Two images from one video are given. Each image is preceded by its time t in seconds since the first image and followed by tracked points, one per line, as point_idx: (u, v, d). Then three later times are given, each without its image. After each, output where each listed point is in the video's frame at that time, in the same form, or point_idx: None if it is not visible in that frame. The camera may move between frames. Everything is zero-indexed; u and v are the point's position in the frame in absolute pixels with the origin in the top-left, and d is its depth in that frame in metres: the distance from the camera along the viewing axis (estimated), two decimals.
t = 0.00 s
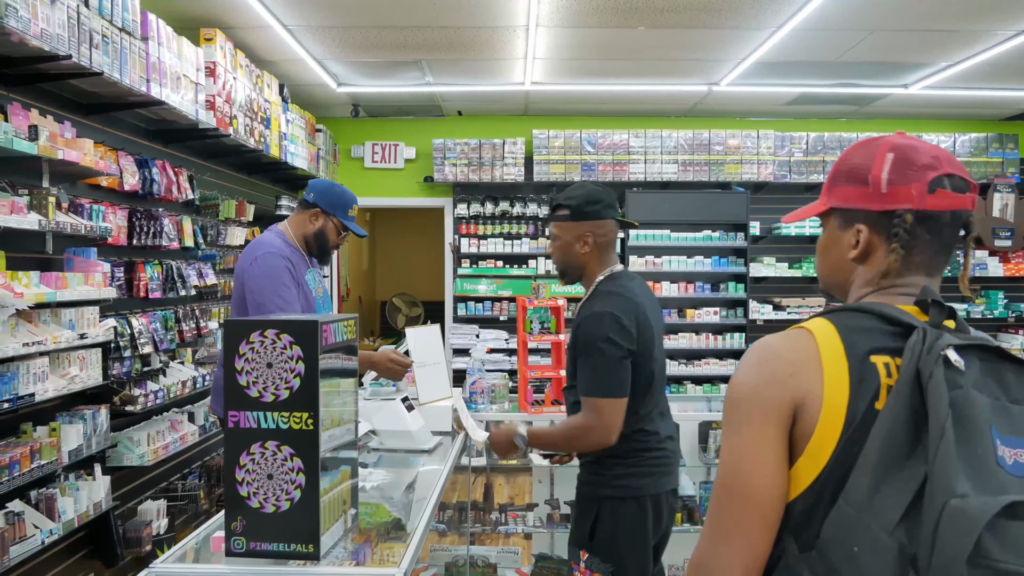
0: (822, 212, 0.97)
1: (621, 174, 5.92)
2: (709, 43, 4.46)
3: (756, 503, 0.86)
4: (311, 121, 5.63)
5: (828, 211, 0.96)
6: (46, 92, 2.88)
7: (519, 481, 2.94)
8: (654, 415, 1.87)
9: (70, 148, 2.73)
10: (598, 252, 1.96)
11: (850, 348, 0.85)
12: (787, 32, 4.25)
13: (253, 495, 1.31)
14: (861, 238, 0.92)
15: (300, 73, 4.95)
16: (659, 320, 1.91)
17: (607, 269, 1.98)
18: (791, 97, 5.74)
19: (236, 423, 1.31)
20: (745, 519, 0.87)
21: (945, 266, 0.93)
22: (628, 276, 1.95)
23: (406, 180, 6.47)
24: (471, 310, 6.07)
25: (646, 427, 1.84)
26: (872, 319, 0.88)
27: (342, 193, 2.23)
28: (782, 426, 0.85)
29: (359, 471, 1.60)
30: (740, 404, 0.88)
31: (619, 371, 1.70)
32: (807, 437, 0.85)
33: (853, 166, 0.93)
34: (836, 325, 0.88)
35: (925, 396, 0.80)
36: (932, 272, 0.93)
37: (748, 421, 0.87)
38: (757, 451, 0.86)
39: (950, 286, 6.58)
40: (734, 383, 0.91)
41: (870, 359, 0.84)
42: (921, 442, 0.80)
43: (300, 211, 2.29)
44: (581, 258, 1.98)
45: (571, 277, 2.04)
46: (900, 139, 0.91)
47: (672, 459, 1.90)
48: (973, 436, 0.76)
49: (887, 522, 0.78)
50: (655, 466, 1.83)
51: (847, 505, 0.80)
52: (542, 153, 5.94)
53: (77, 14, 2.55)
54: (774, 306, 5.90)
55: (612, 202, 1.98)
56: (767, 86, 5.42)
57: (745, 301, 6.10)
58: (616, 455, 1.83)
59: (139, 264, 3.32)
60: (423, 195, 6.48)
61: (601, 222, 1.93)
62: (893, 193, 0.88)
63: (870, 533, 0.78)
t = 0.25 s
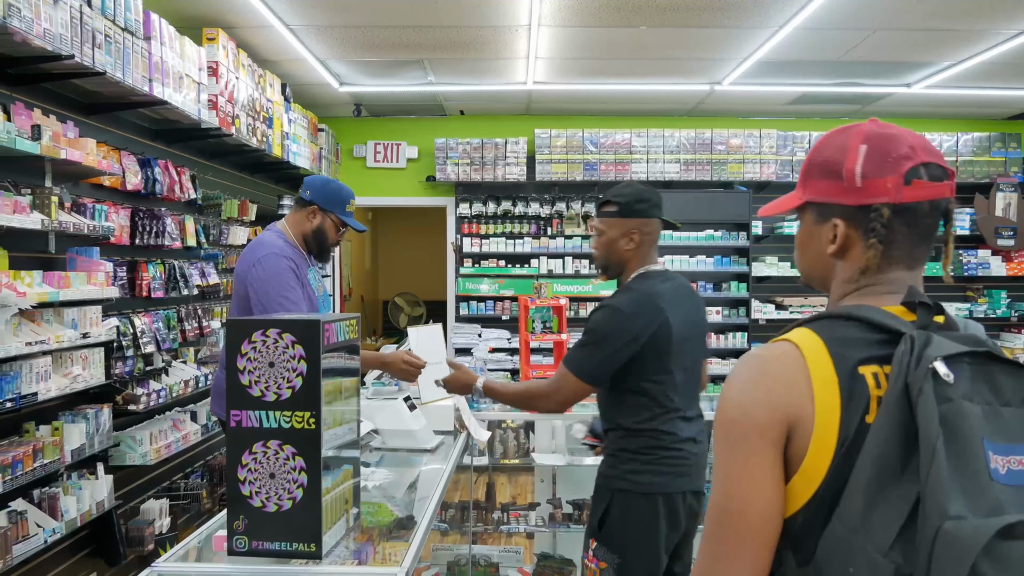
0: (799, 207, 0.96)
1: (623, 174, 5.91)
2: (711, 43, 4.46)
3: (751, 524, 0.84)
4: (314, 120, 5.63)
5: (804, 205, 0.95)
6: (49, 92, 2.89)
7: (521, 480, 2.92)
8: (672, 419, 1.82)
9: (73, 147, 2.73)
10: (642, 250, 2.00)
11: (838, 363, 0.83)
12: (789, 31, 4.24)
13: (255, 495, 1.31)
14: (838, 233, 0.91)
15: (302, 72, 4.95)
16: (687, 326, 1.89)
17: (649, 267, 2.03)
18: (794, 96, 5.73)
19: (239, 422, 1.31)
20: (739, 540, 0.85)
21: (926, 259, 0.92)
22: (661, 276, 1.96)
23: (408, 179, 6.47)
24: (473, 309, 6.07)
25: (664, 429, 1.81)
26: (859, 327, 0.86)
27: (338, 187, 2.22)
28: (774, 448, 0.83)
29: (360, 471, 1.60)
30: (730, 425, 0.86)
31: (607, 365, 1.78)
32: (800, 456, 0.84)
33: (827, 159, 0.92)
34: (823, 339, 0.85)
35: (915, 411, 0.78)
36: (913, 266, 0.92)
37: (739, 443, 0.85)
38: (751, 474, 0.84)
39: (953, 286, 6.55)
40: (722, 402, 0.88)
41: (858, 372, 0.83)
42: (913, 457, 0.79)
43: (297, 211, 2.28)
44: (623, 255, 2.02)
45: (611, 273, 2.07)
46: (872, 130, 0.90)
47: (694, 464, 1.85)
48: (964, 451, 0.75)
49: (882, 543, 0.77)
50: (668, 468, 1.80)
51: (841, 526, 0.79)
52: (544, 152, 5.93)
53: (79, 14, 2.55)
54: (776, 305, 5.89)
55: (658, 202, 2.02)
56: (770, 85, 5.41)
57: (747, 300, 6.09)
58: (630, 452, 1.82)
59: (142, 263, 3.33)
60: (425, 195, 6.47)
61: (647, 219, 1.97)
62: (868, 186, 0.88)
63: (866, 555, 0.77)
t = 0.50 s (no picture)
0: (794, 203, 0.96)
1: (625, 173, 5.90)
2: (712, 42, 4.45)
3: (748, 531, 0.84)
4: (315, 120, 5.63)
5: (799, 201, 0.95)
6: (51, 91, 2.89)
7: (522, 479, 2.92)
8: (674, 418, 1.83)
9: (75, 147, 2.73)
10: (665, 249, 2.08)
11: (834, 369, 0.82)
12: (790, 31, 4.24)
13: (256, 494, 1.31)
14: (834, 230, 0.91)
15: (303, 72, 4.95)
16: (699, 328, 1.89)
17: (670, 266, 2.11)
18: (795, 96, 5.73)
19: (240, 421, 1.31)
20: (737, 547, 0.85)
21: (923, 255, 0.92)
22: (679, 276, 1.98)
23: (409, 179, 6.46)
24: (474, 309, 6.08)
25: (663, 427, 1.82)
26: (855, 331, 0.85)
27: (338, 186, 2.22)
28: (772, 457, 0.82)
29: (361, 470, 1.60)
30: (727, 434, 0.85)
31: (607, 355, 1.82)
32: (797, 462, 0.83)
33: (822, 155, 0.92)
34: (819, 344, 0.84)
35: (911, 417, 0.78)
36: (910, 264, 0.91)
37: (736, 453, 0.84)
38: (749, 483, 0.83)
39: (954, 286, 6.54)
40: (718, 408, 0.87)
41: (855, 378, 0.82)
42: (911, 462, 0.78)
43: (297, 211, 2.28)
44: (645, 252, 2.10)
45: (632, 270, 2.15)
46: (867, 125, 0.90)
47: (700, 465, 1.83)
48: (960, 456, 0.75)
49: (880, 550, 0.76)
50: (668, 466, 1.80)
51: (838, 534, 0.78)
52: (546, 152, 5.93)
53: (81, 14, 2.56)
54: (778, 305, 5.89)
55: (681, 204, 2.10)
56: (771, 85, 5.40)
57: (749, 300, 6.08)
58: (630, 447, 1.86)
59: (144, 263, 3.33)
60: (426, 194, 6.47)
61: (671, 218, 2.05)
62: (864, 182, 0.88)
63: (863, 563, 0.76)
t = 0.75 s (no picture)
0: (793, 204, 0.96)
1: (626, 174, 5.90)
2: (713, 42, 4.45)
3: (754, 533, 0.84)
4: (317, 120, 5.64)
5: (798, 202, 0.95)
6: (53, 92, 2.89)
7: (524, 479, 2.92)
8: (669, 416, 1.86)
9: (77, 147, 2.74)
10: (668, 251, 2.09)
11: (838, 372, 0.82)
12: (791, 31, 4.24)
13: (258, 494, 1.32)
14: (832, 230, 0.91)
15: (304, 72, 4.96)
16: (699, 328, 1.91)
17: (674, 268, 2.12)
18: (796, 96, 5.72)
19: (242, 422, 1.31)
20: (743, 549, 0.85)
21: (921, 257, 0.92)
22: (682, 276, 2.00)
23: (411, 179, 6.47)
24: (476, 309, 6.08)
25: (655, 427, 1.86)
26: (856, 332, 0.85)
27: (334, 183, 2.18)
28: (777, 460, 0.82)
29: (363, 470, 1.60)
30: (732, 438, 0.85)
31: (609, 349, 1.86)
32: (802, 464, 0.83)
33: (821, 156, 0.92)
34: (822, 346, 0.84)
35: (917, 417, 0.78)
36: (908, 265, 0.91)
37: (741, 456, 0.84)
38: (755, 486, 0.83)
39: (956, 286, 6.53)
40: (722, 410, 0.87)
41: (858, 379, 0.82)
42: (918, 462, 0.78)
43: (296, 210, 2.29)
44: (648, 254, 2.12)
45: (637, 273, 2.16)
46: (867, 126, 0.90)
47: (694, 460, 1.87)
48: (968, 456, 0.75)
49: (890, 551, 0.76)
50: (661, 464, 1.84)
51: (846, 535, 0.78)
52: (547, 152, 5.93)
53: (83, 15, 2.56)
54: (779, 305, 5.88)
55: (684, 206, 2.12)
56: (773, 85, 5.40)
57: (750, 300, 6.08)
58: (624, 446, 1.90)
59: (146, 263, 3.34)
60: (428, 195, 6.47)
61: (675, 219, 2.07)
62: (863, 183, 0.88)
63: (873, 564, 0.76)
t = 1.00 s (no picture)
0: (794, 204, 0.96)
1: (627, 173, 5.90)
2: (714, 42, 4.45)
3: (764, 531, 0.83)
4: (318, 121, 5.64)
5: (800, 202, 0.95)
6: (54, 92, 2.90)
7: (525, 479, 2.92)
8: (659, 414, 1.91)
9: (78, 147, 2.74)
10: (654, 251, 2.11)
11: (845, 368, 0.82)
12: (792, 31, 4.24)
13: (259, 494, 1.32)
14: (834, 230, 0.91)
15: (306, 72, 4.96)
16: (686, 327, 1.96)
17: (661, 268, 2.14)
18: (797, 96, 5.71)
19: (243, 422, 1.31)
20: (748, 547, 0.84)
21: (921, 257, 0.92)
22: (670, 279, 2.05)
23: (412, 179, 6.47)
24: (477, 309, 6.08)
25: (646, 426, 1.91)
26: (862, 330, 0.85)
27: (323, 175, 2.21)
28: (787, 456, 0.82)
29: (364, 470, 1.60)
30: (740, 435, 0.85)
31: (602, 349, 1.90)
32: (812, 462, 0.83)
33: (824, 156, 0.92)
34: (829, 343, 0.84)
35: (924, 413, 0.78)
36: (908, 264, 0.92)
37: (750, 453, 0.84)
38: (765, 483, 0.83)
39: (957, 286, 6.52)
40: (730, 408, 0.87)
41: (865, 376, 0.82)
42: (925, 458, 0.79)
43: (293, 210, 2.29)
44: (635, 256, 2.15)
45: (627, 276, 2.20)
46: (868, 129, 0.90)
47: (685, 455, 1.93)
48: (976, 450, 0.75)
49: (899, 545, 0.76)
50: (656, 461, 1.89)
51: (855, 530, 0.78)
52: (548, 152, 5.93)
53: (85, 15, 2.57)
54: (780, 305, 5.88)
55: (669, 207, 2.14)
56: (774, 85, 5.40)
57: (751, 300, 6.07)
58: (611, 443, 1.97)
59: (147, 263, 3.34)
60: (429, 195, 6.48)
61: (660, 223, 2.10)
62: (865, 183, 0.87)
63: (883, 559, 0.76)
